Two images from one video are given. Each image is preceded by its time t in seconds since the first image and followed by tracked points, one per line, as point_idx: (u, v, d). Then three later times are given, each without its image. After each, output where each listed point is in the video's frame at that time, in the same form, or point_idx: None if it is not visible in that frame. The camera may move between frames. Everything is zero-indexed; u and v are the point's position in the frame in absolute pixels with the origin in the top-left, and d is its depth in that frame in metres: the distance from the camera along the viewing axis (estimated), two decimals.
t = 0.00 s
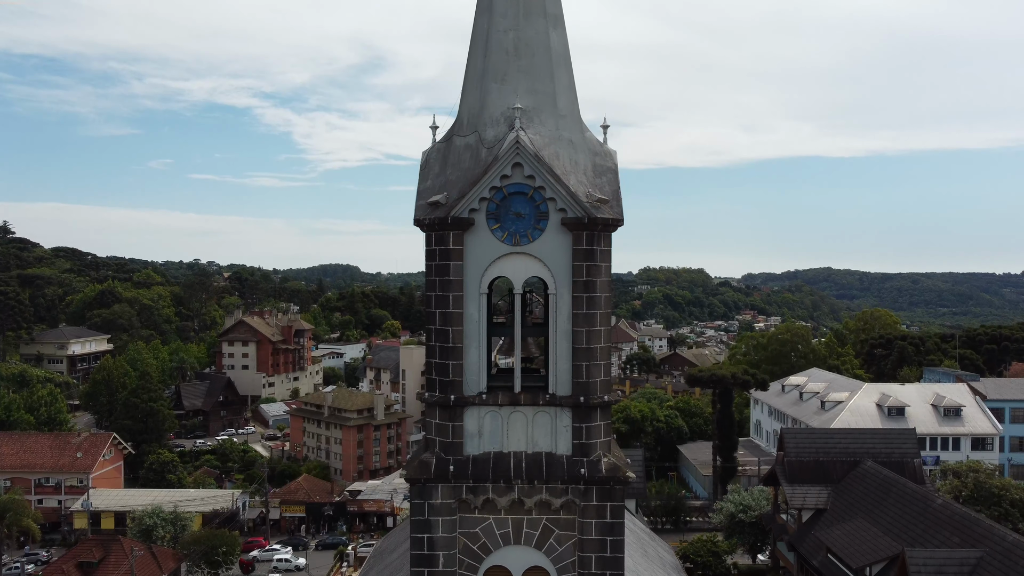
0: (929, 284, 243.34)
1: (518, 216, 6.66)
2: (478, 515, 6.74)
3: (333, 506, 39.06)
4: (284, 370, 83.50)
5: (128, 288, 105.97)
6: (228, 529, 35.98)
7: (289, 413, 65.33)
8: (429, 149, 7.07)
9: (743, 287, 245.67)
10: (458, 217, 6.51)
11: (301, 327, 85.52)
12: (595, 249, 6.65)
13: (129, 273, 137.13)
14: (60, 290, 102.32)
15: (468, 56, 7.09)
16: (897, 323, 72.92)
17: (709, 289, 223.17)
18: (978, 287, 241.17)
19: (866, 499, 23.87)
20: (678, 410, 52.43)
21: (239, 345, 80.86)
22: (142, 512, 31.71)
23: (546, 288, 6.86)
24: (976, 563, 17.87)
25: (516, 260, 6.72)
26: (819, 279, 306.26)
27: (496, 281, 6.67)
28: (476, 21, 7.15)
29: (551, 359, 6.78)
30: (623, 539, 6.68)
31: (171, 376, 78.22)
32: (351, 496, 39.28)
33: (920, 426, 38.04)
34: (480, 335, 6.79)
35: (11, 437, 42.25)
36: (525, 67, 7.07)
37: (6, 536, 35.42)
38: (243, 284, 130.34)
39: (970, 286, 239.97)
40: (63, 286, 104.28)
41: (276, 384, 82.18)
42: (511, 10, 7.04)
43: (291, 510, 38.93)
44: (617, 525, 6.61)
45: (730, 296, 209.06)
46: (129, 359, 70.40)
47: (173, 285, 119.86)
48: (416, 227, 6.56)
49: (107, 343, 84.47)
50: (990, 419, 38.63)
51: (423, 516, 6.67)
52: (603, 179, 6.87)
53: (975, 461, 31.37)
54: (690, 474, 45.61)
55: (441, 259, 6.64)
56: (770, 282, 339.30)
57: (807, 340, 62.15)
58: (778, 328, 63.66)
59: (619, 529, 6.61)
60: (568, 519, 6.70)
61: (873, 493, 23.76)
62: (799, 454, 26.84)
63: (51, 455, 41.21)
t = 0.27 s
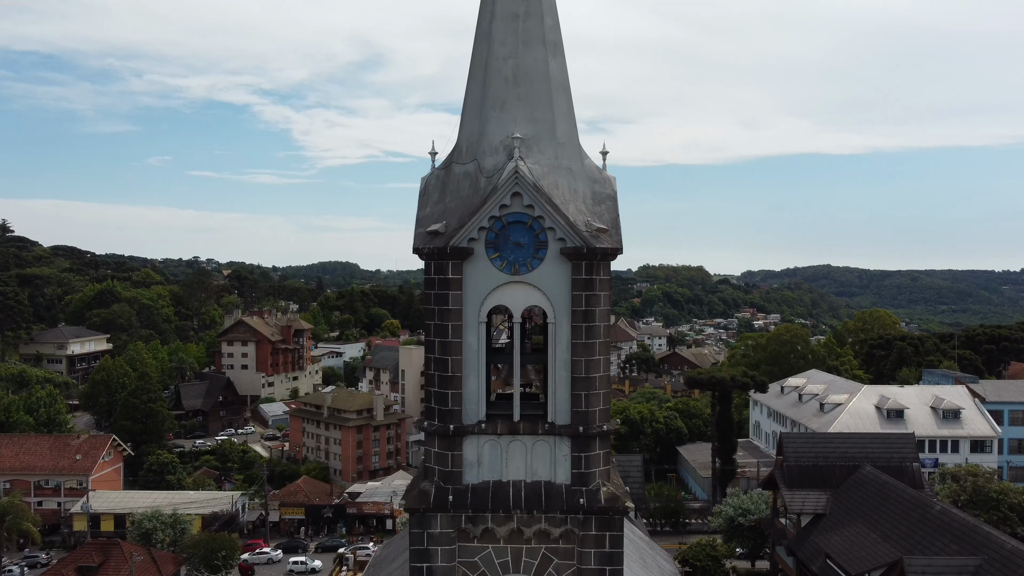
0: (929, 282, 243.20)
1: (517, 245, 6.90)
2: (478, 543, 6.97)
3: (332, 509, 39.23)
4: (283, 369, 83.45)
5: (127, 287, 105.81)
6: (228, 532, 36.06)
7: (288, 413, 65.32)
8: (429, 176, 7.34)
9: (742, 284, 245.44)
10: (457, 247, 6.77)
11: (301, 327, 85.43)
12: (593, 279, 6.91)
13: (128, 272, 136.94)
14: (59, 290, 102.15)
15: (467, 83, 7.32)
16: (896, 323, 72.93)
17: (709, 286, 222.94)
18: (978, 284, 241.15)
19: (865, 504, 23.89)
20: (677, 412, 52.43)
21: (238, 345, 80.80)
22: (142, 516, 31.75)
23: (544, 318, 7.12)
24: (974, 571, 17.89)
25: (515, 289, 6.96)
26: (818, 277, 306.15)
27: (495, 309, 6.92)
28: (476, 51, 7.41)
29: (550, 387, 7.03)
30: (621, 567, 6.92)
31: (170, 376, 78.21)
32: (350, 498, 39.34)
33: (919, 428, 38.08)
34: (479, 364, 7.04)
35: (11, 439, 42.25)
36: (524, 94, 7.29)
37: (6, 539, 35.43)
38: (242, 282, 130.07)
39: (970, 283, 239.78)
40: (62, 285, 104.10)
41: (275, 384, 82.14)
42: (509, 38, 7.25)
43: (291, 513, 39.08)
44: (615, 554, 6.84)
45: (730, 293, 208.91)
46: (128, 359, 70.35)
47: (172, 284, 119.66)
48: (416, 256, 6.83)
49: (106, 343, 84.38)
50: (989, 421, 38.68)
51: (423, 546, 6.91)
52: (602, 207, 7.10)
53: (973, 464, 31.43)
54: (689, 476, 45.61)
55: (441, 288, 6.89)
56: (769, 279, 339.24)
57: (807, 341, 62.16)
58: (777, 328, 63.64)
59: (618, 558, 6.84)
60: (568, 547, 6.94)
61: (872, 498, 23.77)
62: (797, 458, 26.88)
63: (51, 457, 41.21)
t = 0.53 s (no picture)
0: (928, 278, 243.12)
1: (515, 273, 7.07)
2: (477, 571, 7.14)
3: (331, 510, 39.34)
4: (282, 368, 83.43)
5: (126, 285, 105.67)
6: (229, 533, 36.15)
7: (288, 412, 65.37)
8: (428, 201, 7.54)
9: (741, 281, 245.48)
10: (456, 275, 6.98)
11: (300, 326, 85.38)
12: (592, 308, 7.08)
13: (127, 269, 136.84)
14: (58, 289, 102.02)
15: (467, 111, 7.49)
16: (895, 323, 72.98)
17: (708, 283, 222.84)
18: (977, 281, 241.15)
19: (863, 508, 23.90)
20: (677, 412, 52.44)
21: (238, 344, 80.75)
22: (142, 518, 31.79)
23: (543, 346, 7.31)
24: None
25: (514, 317, 7.13)
26: (818, 273, 306.02)
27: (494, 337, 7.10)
28: (475, 77, 7.59)
29: (549, 416, 7.21)
30: None
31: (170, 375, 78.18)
32: (349, 499, 39.40)
33: (917, 429, 38.15)
34: (478, 392, 7.21)
35: (10, 440, 42.27)
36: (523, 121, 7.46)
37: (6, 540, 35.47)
38: (241, 279, 129.87)
39: (969, 279, 239.73)
40: (61, 284, 103.96)
41: (274, 383, 82.12)
42: (508, 66, 7.40)
43: (291, 514, 39.07)
44: None
45: (729, 290, 208.84)
46: (127, 358, 70.32)
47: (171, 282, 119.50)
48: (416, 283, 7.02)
49: (106, 342, 84.33)
50: (988, 422, 38.75)
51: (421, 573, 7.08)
52: (601, 234, 7.27)
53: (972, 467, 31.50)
54: (688, 477, 45.68)
55: (441, 316, 7.08)
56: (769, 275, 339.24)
57: (806, 340, 62.18)
58: (777, 327, 63.63)
59: None
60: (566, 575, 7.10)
61: (871, 503, 23.78)
62: (796, 461, 26.91)
63: (50, 458, 41.21)
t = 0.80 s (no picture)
0: (927, 272, 243.06)
1: (515, 300, 7.13)
2: None
3: (331, 509, 39.44)
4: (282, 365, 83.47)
5: (125, 281, 105.62)
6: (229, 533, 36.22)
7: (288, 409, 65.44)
8: (428, 227, 7.66)
9: (740, 276, 245.51)
10: (456, 302, 7.02)
11: (299, 322, 85.37)
12: (591, 335, 7.15)
13: (126, 264, 136.76)
14: (57, 285, 101.98)
15: (467, 136, 7.61)
16: (894, 320, 73.04)
17: (707, 278, 222.82)
18: (976, 275, 241.17)
19: (862, 510, 24.00)
20: (676, 409, 52.53)
21: (237, 341, 80.80)
22: (142, 518, 31.88)
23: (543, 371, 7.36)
24: None
25: (514, 344, 7.17)
26: (817, 268, 306.03)
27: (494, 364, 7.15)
28: (474, 104, 7.70)
29: (548, 441, 7.24)
30: None
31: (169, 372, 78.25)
32: (349, 498, 39.46)
33: (916, 429, 38.22)
34: (476, 418, 7.25)
35: (10, 439, 42.38)
36: (523, 146, 7.59)
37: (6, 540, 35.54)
38: (241, 275, 129.78)
39: (968, 274, 239.68)
40: (60, 280, 103.92)
41: (274, 379, 82.14)
42: (508, 91, 7.53)
43: (291, 513, 39.13)
44: None
45: (728, 285, 208.90)
46: (127, 356, 70.34)
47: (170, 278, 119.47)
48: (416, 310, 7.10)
49: (105, 339, 84.36)
50: (986, 422, 38.82)
51: None
52: (600, 260, 7.40)
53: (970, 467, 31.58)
54: (688, 476, 45.78)
55: (440, 342, 7.13)
56: (768, 270, 339.60)
57: (804, 337, 62.25)
58: (775, 325, 63.69)
59: None
60: None
61: (870, 504, 23.85)
62: (795, 463, 26.95)
63: (50, 457, 41.25)
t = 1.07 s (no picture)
0: (927, 266, 243.13)
1: (513, 326, 7.14)
2: None
3: (331, 507, 39.49)
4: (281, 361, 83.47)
5: (124, 277, 105.49)
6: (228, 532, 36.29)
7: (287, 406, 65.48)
8: (427, 251, 7.69)
9: (739, 270, 245.72)
10: (455, 329, 7.04)
11: (299, 318, 85.34)
12: (589, 361, 7.17)
13: (125, 260, 136.74)
14: (56, 281, 101.86)
15: (466, 161, 7.63)
16: (893, 317, 73.12)
17: (706, 272, 222.87)
18: (975, 269, 241.35)
19: (860, 510, 24.06)
20: (675, 407, 52.63)
21: (237, 337, 80.78)
22: (143, 518, 31.94)
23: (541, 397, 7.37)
24: None
25: (513, 370, 7.18)
26: (817, 262, 306.10)
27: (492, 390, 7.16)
28: (473, 128, 7.72)
29: (547, 467, 7.25)
30: None
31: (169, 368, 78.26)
32: (348, 496, 39.53)
33: (914, 428, 38.31)
34: (475, 444, 7.26)
35: (10, 437, 42.41)
36: (522, 171, 7.63)
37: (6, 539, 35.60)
38: (240, 270, 129.67)
39: (967, 268, 239.77)
40: (59, 276, 103.81)
41: (273, 375, 82.19)
42: (506, 116, 7.57)
43: (290, 511, 39.20)
44: None
45: (727, 279, 209.00)
46: (126, 352, 70.31)
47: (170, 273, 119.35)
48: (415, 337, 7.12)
49: (105, 335, 84.33)
50: (984, 420, 38.89)
51: None
52: (599, 284, 7.43)
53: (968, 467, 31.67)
54: (687, 473, 45.93)
55: (439, 369, 7.14)
56: (767, 264, 339.55)
57: (803, 334, 62.33)
58: (774, 322, 63.75)
59: None
60: None
61: (868, 505, 23.92)
62: (794, 464, 27.00)
63: (50, 456, 41.26)
